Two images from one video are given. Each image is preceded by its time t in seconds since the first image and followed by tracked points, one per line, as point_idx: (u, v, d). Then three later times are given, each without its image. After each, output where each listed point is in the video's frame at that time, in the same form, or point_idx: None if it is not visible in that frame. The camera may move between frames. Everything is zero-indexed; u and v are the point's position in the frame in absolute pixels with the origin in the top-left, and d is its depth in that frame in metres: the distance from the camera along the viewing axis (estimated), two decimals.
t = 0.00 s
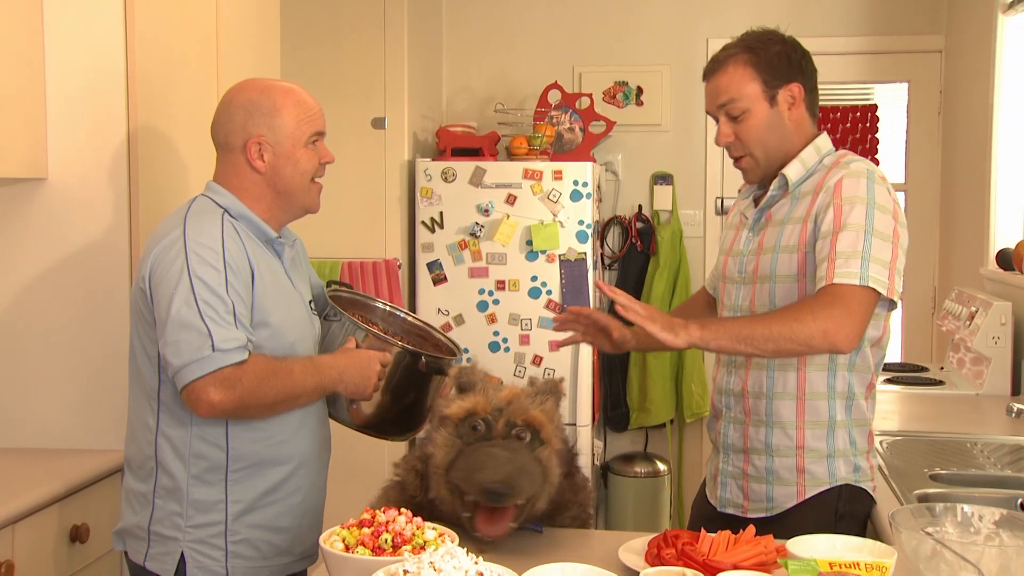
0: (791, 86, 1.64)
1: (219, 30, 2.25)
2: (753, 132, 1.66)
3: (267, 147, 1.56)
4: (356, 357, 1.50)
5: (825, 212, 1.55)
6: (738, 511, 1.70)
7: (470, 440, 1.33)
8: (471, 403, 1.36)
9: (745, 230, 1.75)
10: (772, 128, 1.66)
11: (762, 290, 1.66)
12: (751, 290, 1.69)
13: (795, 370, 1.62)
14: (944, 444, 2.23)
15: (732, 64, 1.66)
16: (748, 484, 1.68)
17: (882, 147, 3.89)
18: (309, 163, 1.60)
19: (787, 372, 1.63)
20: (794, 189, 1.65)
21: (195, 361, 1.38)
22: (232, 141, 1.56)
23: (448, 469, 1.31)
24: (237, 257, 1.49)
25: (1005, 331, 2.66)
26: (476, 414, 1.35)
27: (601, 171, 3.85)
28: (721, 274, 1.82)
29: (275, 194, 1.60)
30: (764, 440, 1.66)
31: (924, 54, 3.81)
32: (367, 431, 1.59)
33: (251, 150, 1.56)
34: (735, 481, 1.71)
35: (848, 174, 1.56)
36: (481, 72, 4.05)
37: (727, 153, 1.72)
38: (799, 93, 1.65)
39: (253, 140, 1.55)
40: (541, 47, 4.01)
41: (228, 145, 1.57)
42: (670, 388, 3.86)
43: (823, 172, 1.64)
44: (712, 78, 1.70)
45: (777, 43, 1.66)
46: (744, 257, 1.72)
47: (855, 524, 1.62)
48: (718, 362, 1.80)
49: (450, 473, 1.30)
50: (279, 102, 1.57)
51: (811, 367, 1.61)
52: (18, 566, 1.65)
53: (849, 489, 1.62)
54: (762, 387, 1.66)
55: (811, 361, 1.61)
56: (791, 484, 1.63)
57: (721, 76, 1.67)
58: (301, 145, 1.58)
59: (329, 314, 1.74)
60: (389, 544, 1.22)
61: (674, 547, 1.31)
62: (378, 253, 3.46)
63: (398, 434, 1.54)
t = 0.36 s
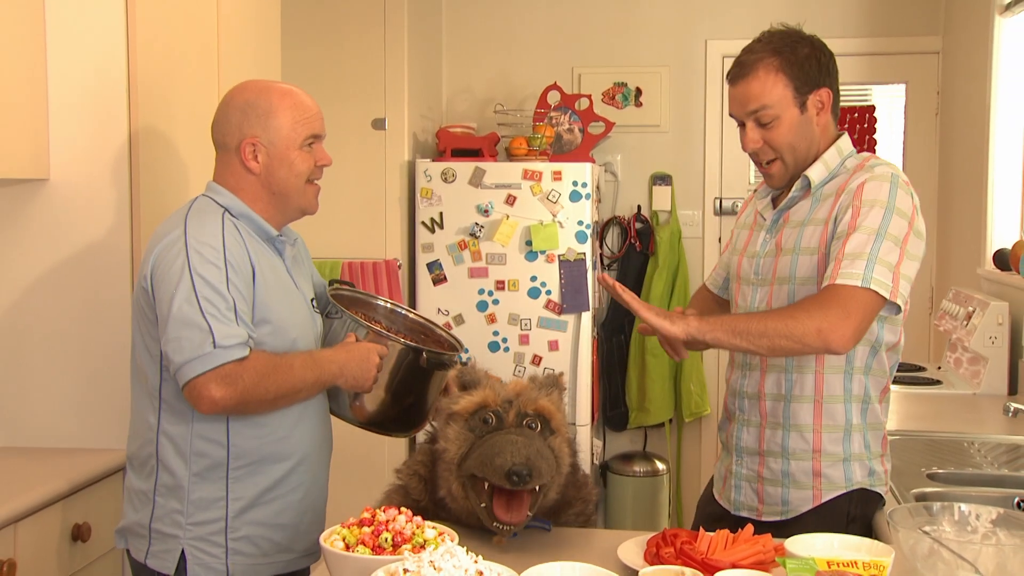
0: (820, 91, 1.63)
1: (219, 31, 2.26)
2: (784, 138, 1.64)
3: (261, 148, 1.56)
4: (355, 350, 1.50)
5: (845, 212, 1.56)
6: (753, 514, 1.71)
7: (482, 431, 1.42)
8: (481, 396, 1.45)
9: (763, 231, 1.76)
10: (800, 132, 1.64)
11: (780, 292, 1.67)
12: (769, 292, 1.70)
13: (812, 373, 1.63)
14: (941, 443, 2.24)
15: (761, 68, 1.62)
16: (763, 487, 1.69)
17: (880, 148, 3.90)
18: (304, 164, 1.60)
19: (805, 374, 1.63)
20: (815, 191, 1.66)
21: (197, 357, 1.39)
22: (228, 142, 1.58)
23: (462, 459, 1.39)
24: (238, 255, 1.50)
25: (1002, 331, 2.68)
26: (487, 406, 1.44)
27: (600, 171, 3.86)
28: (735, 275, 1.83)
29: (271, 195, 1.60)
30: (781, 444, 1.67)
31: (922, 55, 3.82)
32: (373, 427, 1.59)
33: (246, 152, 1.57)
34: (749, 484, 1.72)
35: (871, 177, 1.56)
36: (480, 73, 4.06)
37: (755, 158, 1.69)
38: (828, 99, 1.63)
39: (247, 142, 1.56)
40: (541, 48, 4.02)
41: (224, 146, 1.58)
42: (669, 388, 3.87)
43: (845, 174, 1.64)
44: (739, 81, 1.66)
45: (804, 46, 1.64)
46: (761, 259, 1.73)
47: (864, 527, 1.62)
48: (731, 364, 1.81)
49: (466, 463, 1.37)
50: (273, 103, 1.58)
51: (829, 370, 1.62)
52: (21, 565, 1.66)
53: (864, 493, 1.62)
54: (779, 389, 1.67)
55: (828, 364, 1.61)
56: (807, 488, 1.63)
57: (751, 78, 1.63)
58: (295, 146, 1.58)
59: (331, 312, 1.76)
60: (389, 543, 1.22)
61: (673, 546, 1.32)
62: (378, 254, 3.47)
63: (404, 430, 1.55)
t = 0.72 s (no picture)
0: (812, 88, 1.65)
1: (221, 33, 2.27)
2: (767, 126, 1.67)
3: (262, 148, 1.58)
4: (357, 348, 1.52)
5: (848, 227, 1.55)
6: (751, 516, 1.73)
7: (466, 431, 1.39)
8: (468, 395, 1.41)
9: (761, 235, 1.75)
10: (787, 126, 1.66)
11: (779, 300, 1.66)
12: (768, 298, 1.69)
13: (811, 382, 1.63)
14: (938, 442, 2.25)
15: (757, 58, 1.68)
16: (760, 491, 1.71)
17: (877, 148, 3.91)
18: (305, 164, 1.61)
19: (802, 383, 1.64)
20: (813, 198, 1.65)
21: (195, 357, 1.41)
22: (230, 142, 1.60)
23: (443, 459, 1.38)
24: (239, 256, 1.51)
25: (999, 331, 2.70)
26: (472, 406, 1.40)
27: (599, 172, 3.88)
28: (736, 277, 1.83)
29: (272, 195, 1.62)
30: (778, 450, 1.68)
31: (919, 56, 3.84)
32: (374, 427, 1.60)
33: (248, 152, 1.58)
34: (747, 487, 1.74)
35: (870, 186, 1.55)
36: (480, 74, 4.08)
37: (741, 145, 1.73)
38: (820, 96, 1.65)
39: (248, 142, 1.58)
40: (540, 49, 4.04)
41: (227, 146, 1.60)
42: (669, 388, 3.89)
43: (842, 179, 1.64)
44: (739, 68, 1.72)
45: (807, 44, 1.67)
46: (761, 263, 1.72)
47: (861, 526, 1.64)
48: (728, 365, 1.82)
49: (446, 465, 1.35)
50: (273, 103, 1.59)
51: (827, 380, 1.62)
52: (25, 563, 1.67)
53: (860, 498, 1.64)
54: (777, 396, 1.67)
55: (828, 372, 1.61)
56: (804, 493, 1.65)
57: (747, 66, 1.68)
58: (296, 146, 1.60)
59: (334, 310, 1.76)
60: (390, 542, 1.23)
61: (672, 545, 1.33)
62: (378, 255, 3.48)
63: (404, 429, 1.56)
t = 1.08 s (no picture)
0: (788, 104, 1.68)
1: (222, 34, 2.28)
2: (757, 153, 1.69)
3: (283, 152, 1.59)
4: (350, 350, 1.51)
5: (836, 219, 1.61)
6: (736, 506, 1.75)
7: (512, 426, 1.44)
8: (499, 394, 1.47)
9: (754, 231, 1.79)
10: (775, 145, 1.69)
11: (768, 292, 1.70)
12: (757, 291, 1.73)
13: (798, 372, 1.66)
14: (937, 441, 2.26)
15: (727, 91, 1.69)
16: (746, 480, 1.73)
17: (877, 149, 3.92)
18: (317, 176, 1.63)
19: (790, 373, 1.66)
20: (806, 194, 1.69)
21: (189, 354, 1.42)
22: (251, 138, 1.60)
23: (503, 459, 1.41)
24: (237, 255, 1.52)
25: (996, 330, 2.71)
26: (507, 403, 1.46)
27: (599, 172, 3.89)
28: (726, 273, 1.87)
29: (281, 200, 1.63)
30: (765, 439, 1.70)
31: (918, 57, 3.85)
32: (372, 427, 1.57)
33: (266, 153, 1.59)
34: (733, 477, 1.75)
35: (861, 183, 1.61)
36: (481, 74, 4.08)
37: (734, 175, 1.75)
38: (798, 111, 1.68)
39: (269, 143, 1.59)
40: (540, 50, 4.05)
41: (246, 143, 1.61)
42: (668, 388, 3.90)
43: (836, 179, 1.67)
44: (709, 106, 1.72)
45: (768, 64, 1.70)
46: (751, 259, 1.76)
47: (847, 516, 1.66)
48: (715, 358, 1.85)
49: (512, 461, 1.40)
50: (302, 112, 1.61)
51: (815, 370, 1.65)
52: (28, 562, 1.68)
53: (844, 490, 1.66)
54: (765, 386, 1.70)
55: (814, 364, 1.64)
56: (789, 482, 1.67)
57: (719, 101, 1.69)
58: (313, 158, 1.61)
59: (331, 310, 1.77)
60: (390, 541, 1.24)
61: (671, 544, 1.34)
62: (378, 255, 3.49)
63: (407, 431, 1.53)
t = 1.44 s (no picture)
0: (767, 99, 1.74)
1: (223, 35, 2.28)
2: (726, 137, 1.77)
3: (305, 162, 1.60)
4: (340, 351, 1.52)
5: (807, 219, 1.67)
6: (730, 500, 1.80)
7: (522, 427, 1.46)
8: (510, 395, 1.48)
9: (729, 235, 1.85)
10: (745, 135, 1.76)
11: (746, 293, 1.76)
12: (735, 292, 1.79)
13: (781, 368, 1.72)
14: (936, 440, 2.26)
15: (713, 72, 1.77)
16: (739, 475, 1.78)
17: (876, 149, 3.93)
18: (326, 195, 1.64)
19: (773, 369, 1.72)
20: (776, 195, 1.75)
21: (183, 350, 1.42)
22: (276, 141, 1.60)
23: (513, 462, 1.44)
24: (235, 254, 1.53)
25: (996, 330, 2.71)
26: (518, 403, 1.48)
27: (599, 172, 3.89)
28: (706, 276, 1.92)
29: (289, 210, 1.63)
30: (754, 433, 1.76)
31: (917, 57, 3.85)
32: (364, 428, 1.60)
33: (287, 160, 1.59)
34: (726, 472, 1.81)
35: (827, 182, 1.67)
36: (481, 74, 4.09)
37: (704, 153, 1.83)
38: (775, 108, 1.75)
39: (292, 151, 1.59)
40: (540, 50, 4.05)
41: (270, 143, 1.61)
42: (668, 388, 3.90)
43: (803, 178, 1.74)
44: (697, 82, 1.81)
45: (762, 58, 1.76)
46: (728, 261, 1.82)
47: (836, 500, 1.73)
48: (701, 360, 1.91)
49: (524, 463, 1.43)
50: (333, 132, 1.63)
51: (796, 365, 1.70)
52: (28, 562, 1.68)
53: (831, 478, 1.72)
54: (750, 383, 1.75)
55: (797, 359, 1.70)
56: (780, 474, 1.73)
57: (705, 80, 1.78)
58: (330, 177, 1.63)
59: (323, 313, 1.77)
60: (390, 540, 1.24)
61: (671, 543, 1.34)
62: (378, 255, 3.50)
63: (398, 431, 1.57)
